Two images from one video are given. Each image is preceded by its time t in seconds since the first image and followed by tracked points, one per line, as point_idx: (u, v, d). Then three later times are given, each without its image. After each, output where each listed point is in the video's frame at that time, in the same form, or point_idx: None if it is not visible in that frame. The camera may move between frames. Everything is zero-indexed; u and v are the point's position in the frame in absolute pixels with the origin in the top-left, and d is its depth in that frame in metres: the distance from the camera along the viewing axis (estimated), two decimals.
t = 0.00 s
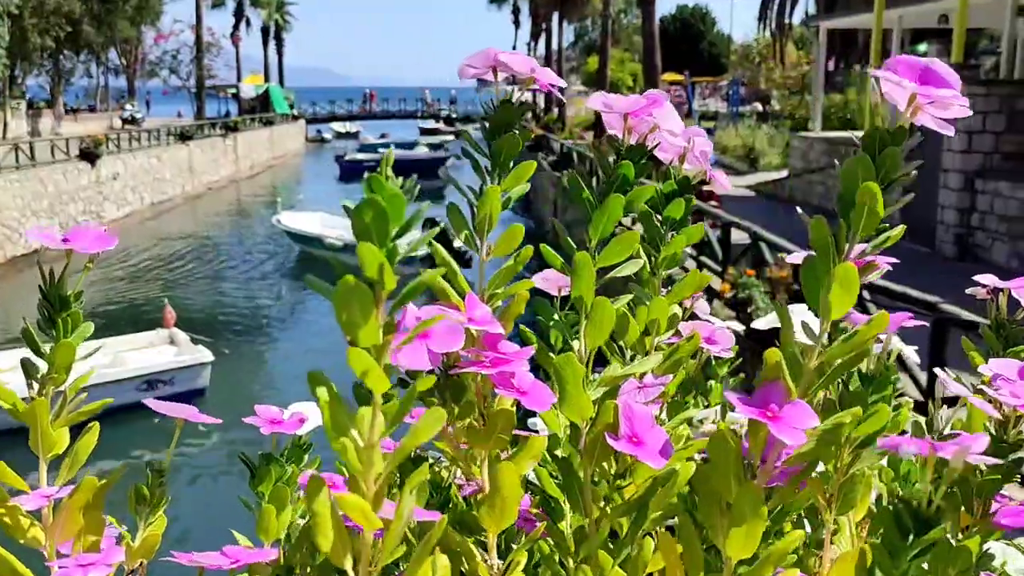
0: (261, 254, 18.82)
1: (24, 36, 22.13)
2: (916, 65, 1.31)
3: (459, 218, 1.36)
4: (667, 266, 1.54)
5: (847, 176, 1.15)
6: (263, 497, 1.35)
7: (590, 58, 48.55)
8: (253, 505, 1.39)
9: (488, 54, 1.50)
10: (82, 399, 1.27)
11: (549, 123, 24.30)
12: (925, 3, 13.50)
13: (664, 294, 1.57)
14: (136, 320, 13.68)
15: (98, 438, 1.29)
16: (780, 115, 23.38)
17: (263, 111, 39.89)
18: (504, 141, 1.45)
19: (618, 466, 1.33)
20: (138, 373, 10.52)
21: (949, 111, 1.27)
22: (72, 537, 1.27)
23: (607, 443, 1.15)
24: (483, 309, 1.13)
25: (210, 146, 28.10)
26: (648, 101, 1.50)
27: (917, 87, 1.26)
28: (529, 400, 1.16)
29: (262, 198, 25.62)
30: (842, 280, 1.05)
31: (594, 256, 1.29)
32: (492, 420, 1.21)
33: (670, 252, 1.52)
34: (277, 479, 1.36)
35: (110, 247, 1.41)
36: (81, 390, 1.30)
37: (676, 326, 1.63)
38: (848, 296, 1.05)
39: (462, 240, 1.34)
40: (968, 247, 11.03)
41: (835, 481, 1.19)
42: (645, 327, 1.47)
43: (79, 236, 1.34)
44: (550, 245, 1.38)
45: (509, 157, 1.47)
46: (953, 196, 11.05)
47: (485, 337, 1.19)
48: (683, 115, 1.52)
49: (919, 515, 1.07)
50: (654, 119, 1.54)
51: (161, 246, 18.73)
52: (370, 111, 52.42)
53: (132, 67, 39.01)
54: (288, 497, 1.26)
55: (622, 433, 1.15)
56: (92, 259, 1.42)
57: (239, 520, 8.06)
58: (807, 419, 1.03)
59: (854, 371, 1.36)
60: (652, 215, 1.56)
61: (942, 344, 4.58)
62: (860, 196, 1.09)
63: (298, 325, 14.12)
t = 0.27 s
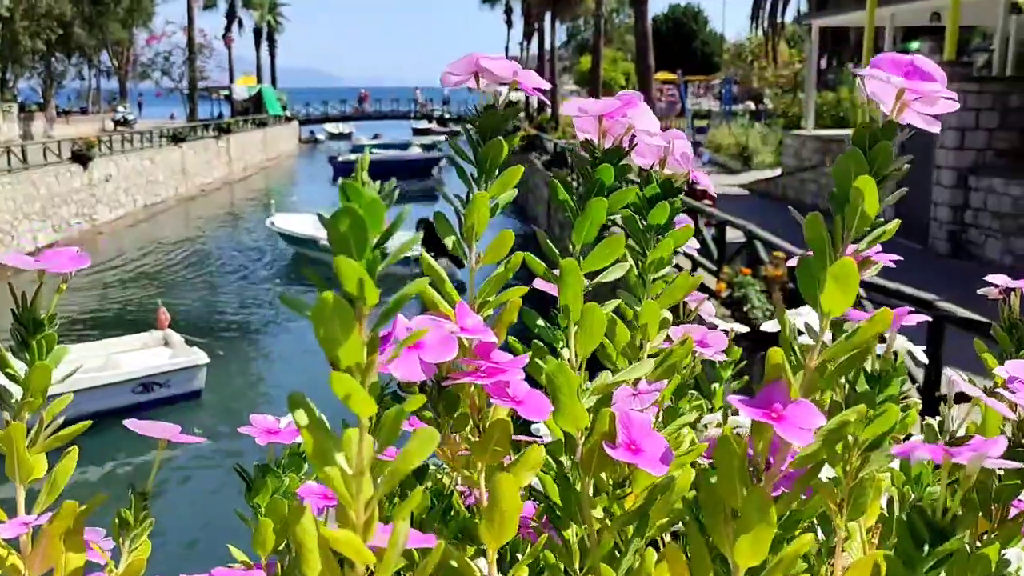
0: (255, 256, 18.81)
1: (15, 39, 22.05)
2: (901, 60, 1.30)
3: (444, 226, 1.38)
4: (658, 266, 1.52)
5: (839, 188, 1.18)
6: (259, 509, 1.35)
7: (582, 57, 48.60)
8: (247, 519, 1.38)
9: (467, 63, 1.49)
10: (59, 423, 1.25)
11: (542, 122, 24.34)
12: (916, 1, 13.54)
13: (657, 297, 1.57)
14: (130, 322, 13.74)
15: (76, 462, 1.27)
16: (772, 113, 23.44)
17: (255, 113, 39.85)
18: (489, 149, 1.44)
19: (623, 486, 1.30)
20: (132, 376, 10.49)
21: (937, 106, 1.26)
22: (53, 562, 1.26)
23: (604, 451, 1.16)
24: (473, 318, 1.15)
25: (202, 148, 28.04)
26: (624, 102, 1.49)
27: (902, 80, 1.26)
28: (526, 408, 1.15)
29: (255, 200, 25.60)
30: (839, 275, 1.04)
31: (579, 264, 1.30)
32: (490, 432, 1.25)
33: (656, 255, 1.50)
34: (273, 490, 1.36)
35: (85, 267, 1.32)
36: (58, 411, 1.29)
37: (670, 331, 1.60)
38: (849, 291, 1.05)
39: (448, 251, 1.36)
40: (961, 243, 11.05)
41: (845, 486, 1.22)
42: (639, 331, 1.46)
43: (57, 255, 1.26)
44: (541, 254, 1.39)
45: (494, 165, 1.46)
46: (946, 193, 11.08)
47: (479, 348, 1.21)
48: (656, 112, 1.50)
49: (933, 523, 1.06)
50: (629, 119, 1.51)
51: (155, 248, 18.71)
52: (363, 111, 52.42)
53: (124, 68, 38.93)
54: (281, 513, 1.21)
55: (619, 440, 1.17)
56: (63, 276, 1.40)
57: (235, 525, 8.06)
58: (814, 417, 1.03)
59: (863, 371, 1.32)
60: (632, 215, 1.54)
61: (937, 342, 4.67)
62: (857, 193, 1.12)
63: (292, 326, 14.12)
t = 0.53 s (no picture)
0: (252, 256, 18.82)
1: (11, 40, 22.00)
2: (842, 33, 1.30)
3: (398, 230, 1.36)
4: (639, 268, 1.53)
5: (791, 182, 1.16)
6: (238, 526, 1.37)
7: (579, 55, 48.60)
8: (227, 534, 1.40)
9: (408, 63, 1.56)
10: (38, 422, 1.23)
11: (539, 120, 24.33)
12: None
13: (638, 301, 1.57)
14: (129, 323, 13.69)
15: (54, 470, 1.27)
16: (769, 110, 23.42)
17: (252, 113, 39.81)
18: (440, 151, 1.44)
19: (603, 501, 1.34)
20: (129, 377, 10.48)
21: (882, 76, 1.27)
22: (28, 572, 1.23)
23: (587, 468, 1.15)
24: (430, 333, 1.15)
25: (200, 148, 28.04)
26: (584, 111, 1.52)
27: (845, 57, 1.27)
28: (491, 429, 1.16)
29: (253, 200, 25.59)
30: (800, 270, 1.06)
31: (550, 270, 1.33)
32: (454, 456, 1.25)
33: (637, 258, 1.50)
34: (252, 506, 1.37)
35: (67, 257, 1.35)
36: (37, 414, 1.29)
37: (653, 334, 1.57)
38: (813, 288, 1.06)
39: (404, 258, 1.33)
40: (959, 240, 11.07)
41: (848, 508, 1.17)
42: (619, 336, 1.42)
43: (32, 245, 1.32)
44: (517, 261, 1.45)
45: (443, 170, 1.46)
46: (944, 189, 11.10)
47: (440, 364, 1.19)
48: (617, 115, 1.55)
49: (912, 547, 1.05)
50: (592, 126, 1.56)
51: (152, 249, 18.69)
52: (360, 111, 52.37)
53: (121, 69, 38.86)
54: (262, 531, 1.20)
55: (603, 456, 1.16)
56: (43, 268, 1.42)
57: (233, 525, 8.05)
58: (788, 433, 1.00)
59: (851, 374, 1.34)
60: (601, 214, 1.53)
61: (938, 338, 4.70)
62: (809, 183, 1.12)
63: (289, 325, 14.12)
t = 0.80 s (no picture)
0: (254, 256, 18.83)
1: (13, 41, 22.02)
2: (868, 32, 1.28)
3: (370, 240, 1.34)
4: (636, 273, 1.49)
5: (808, 189, 1.14)
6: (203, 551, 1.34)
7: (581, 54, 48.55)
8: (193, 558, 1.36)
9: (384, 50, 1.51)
10: None
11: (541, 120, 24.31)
12: None
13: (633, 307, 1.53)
14: (130, 323, 13.69)
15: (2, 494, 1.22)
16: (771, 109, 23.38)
17: (254, 113, 39.81)
18: (420, 145, 1.39)
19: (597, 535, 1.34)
20: (129, 376, 10.51)
21: (910, 80, 1.26)
22: None
23: (574, 495, 1.11)
24: (406, 345, 1.09)
25: (201, 148, 28.07)
26: (592, 90, 1.49)
27: (873, 57, 1.25)
28: (469, 449, 1.14)
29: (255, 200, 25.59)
30: (812, 284, 1.02)
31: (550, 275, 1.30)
32: (431, 479, 1.17)
33: (634, 262, 1.46)
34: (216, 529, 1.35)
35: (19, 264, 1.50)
36: None
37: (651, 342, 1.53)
38: (823, 311, 1.03)
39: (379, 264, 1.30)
40: (962, 239, 11.05)
41: (849, 537, 1.16)
42: (614, 345, 1.38)
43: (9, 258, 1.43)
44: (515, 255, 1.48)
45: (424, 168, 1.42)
46: (947, 188, 11.07)
47: (416, 377, 1.14)
48: (627, 99, 1.51)
49: None
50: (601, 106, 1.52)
51: (154, 250, 18.71)
52: (361, 110, 52.36)
53: (123, 69, 38.89)
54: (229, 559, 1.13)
55: (592, 484, 1.12)
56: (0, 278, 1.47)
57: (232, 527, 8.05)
58: (793, 463, 0.99)
59: (862, 399, 1.33)
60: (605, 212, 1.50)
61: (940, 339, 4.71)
62: (826, 191, 1.09)
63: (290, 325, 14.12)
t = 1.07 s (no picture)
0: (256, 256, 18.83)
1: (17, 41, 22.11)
2: (897, 43, 1.18)
3: (382, 249, 1.33)
4: (629, 287, 1.42)
5: (827, 197, 1.02)
6: None
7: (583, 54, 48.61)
8: None
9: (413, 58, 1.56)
10: None
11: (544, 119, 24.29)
12: None
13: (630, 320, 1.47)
14: (132, 323, 13.72)
15: None
16: (774, 108, 23.34)
17: (257, 113, 39.88)
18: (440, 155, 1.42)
19: (584, 553, 1.27)
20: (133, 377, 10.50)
21: (939, 96, 1.18)
22: None
23: (560, 517, 1.05)
24: (409, 358, 1.09)
25: (205, 149, 28.10)
26: (594, 100, 1.48)
27: (901, 68, 1.15)
28: (465, 470, 1.11)
29: (257, 201, 25.62)
30: (823, 311, 0.91)
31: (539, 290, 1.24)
32: (422, 501, 1.13)
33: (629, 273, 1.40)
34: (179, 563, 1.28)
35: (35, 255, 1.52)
36: None
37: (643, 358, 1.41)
38: (835, 340, 0.93)
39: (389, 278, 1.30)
40: (967, 237, 11.00)
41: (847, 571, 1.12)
42: (605, 359, 1.28)
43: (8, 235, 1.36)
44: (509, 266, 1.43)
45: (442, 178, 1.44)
46: (952, 187, 11.02)
47: (416, 393, 1.13)
48: (629, 110, 1.52)
49: None
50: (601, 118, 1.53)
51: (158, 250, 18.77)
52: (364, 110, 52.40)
53: (126, 71, 39.06)
54: None
55: (579, 507, 1.05)
56: None
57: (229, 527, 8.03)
58: (794, 500, 0.90)
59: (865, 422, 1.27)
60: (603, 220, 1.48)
61: (945, 338, 4.68)
62: (843, 209, 0.96)
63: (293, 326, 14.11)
